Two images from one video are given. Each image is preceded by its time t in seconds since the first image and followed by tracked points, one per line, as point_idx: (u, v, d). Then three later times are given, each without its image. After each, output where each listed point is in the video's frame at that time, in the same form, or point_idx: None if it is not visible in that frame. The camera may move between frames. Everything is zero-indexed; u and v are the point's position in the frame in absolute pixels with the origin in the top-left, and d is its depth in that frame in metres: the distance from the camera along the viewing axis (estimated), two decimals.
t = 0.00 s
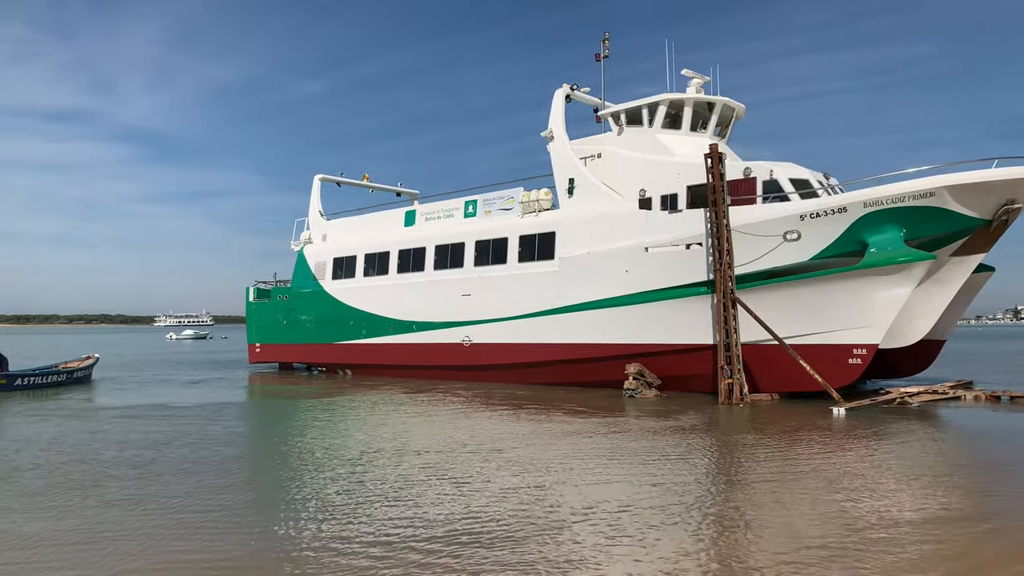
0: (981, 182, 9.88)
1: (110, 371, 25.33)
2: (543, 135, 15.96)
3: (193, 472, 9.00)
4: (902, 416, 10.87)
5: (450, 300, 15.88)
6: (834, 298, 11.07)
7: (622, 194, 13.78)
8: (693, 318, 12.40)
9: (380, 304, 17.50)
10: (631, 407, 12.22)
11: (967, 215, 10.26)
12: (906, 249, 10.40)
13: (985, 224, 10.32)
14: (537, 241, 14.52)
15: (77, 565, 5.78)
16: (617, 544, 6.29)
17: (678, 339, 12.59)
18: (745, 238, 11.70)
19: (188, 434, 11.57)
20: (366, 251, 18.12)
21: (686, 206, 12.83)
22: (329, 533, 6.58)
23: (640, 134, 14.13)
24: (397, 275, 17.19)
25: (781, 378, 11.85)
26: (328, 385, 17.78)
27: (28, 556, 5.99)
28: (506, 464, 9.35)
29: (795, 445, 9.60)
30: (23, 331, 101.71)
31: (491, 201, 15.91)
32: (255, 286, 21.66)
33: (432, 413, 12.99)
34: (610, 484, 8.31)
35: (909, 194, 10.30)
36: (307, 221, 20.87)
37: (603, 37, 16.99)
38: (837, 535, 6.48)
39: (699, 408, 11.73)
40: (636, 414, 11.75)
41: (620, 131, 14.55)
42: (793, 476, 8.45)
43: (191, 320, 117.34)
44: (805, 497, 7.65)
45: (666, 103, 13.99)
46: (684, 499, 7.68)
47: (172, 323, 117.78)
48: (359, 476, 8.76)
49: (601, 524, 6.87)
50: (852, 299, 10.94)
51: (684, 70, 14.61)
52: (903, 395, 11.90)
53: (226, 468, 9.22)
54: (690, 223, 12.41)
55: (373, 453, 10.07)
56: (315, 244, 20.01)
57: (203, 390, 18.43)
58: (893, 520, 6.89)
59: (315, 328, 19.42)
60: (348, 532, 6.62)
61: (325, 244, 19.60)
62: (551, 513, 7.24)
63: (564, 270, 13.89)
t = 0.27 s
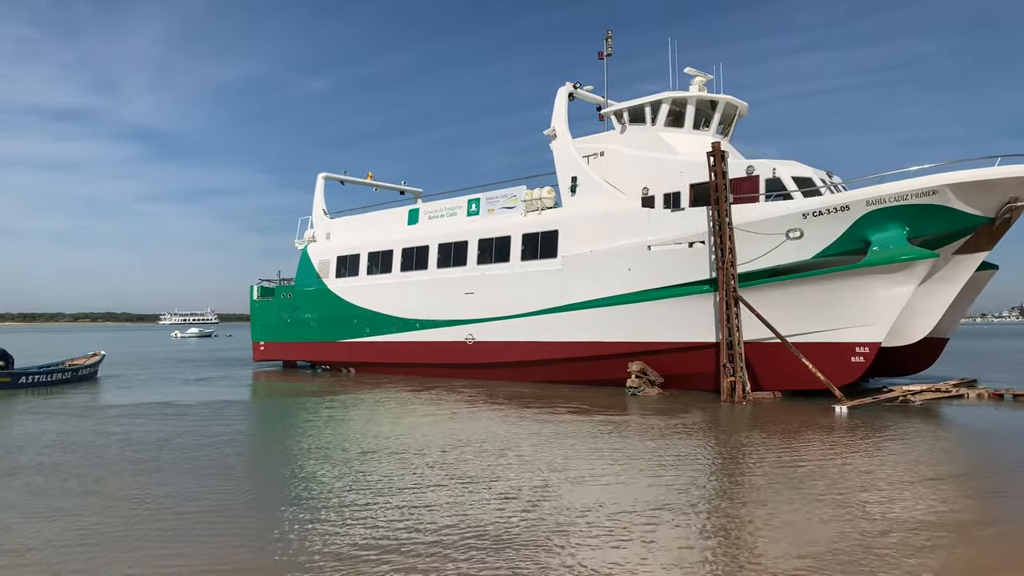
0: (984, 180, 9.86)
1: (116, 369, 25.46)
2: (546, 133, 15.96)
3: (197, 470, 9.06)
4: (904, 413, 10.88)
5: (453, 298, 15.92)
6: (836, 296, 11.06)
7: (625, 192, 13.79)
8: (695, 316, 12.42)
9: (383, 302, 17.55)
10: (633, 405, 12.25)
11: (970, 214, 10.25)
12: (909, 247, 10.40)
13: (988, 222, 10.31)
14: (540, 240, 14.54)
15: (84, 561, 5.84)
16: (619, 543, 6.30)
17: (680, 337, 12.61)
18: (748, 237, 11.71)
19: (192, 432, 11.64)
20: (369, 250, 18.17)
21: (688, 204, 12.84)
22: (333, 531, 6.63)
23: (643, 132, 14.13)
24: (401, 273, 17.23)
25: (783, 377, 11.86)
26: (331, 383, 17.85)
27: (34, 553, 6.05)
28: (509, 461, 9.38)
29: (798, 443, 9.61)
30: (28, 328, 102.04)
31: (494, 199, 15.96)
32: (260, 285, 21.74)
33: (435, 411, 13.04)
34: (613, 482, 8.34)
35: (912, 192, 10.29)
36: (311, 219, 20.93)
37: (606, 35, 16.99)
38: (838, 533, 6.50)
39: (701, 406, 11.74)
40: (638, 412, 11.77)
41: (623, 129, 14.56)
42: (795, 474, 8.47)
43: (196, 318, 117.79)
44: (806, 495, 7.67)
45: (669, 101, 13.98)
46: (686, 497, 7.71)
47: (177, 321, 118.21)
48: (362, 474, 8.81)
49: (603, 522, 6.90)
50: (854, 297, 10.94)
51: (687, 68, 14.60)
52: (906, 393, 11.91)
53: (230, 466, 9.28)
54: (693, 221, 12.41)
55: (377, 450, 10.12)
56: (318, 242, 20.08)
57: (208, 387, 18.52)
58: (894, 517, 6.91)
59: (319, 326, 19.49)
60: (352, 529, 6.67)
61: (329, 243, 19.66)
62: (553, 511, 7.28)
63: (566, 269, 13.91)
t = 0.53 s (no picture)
0: (985, 179, 9.85)
1: (119, 368, 25.53)
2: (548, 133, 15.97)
3: (200, 468, 9.10)
4: (905, 413, 10.88)
5: (454, 297, 15.95)
6: (837, 295, 11.06)
7: (626, 191, 13.80)
8: (696, 315, 12.43)
9: (385, 301, 17.58)
10: (634, 404, 12.26)
11: (971, 213, 10.24)
12: (910, 246, 10.39)
13: (989, 221, 10.29)
14: (541, 239, 14.55)
15: (87, 559, 5.88)
16: (621, 542, 6.30)
17: (682, 336, 12.62)
18: (749, 236, 11.71)
19: (195, 430, 11.67)
20: (371, 249, 18.20)
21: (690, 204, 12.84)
22: (336, 529, 6.66)
23: (644, 131, 14.14)
24: (403, 272, 17.26)
25: (784, 376, 11.86)
26: (333, 382, 17.89)
27: (37, 551, 6.09)
28: (511, 460, 9.41)
29: (799, 442, 9.62)
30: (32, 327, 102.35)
31: (496, 198, 15.99)
32: (262, 284, 21.79)
33: (436, 409, 13.07)
34: (614, 481, 8.37)
35: (913, 191, 10.29)
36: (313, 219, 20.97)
37: (608, 34, 16.99)
38: (838, 532, 6.52)
39: (702, 405, 11.76)
40: (639, 410, 11.79)
41: (624, 128, 14.56)
42: (795, 473, 8.48)
43: (199, 316, 118.03)
44: (807, 494, 7.68)
45: (670, 100, 13.98)
46: (687, 496, 7.73)
47: (180, 320, 118.46)
48: (365, 472, 8.84)
49: (604, 521, 6.92)
50: (855, 297, 10.94)
51: (689, 67, 14.60)
52: (907, 392, 11.91)
53: (232, 464, 9.32)
54: (694, 220, 12.42)
55: (379, 449, 10.15)
56: (321, 241, 20.12)
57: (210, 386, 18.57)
58: (894, 517, 6.92)
59: (321, 325, 19.53)
60: (355, 528, 6.70)
61: (331, 242, 19.70)
62: (554, 509, 7.30)
63: (568, 268, 13.92)
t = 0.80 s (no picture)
0: (985, 179, 9.86)
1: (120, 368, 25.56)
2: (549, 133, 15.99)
3: (201, 468, 9.13)
4: (905, 413, 10.88)
5: (455, 297, 15.97)
6: (837, 295, 11.07)
7: (627, 191, 13.81)
8: (697, 316, 12.44)
9: (386, 301, 17.61)
10: (634, 404, 12.28)
11: (972, 213, 10.24)
12: (911, 246, 10.39)
13: (990, 222, 10.29)
14: (542, 239, 14.57)
15: (88, 558, 5.91)
16: (622, 543, 6.30)
17: (682, 336, 12.63)
18: (749, 236, 11.72)
19: (196, 430, 11.72)
20: (372, 249, 18.23)
21: (690, 204, 12.86)
22: (337, 528, 6.69)
23: (645, 131, 14.15)
24: (404, 272, 17.28)
25: (785, 376, 11.87)
26: (334, 381, 17.93)
27: (39, 549, 6.11)
28: (511, 460, 9.43)
29: (799, 442, 9.63)
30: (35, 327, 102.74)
31: (497, 198, 16.02)
32: (264, 284, 21.84)
33: (437, 409, 13.10)
34: (613, 480, 8.41)
35: (913, 192, 10.29)
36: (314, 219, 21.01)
37: (609, 35, 17.00)
38: (837, 532, 6.53)
39: (703, 405, 11.77)
40: (639, 410, 11.81)
41: (625, 129, 14.57)
42: (794, 472, 8.50)
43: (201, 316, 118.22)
44: (811, 495, 7.67)
45: (671, 101, 13.99)
46: (687, 496, 7.74)
47: (182, 319, 118.72)
48: (366, 472, 8.88)
49: (604, 521, 6.94)
50: (855, 297, 10.94)
51: (690, 68, 14.61)
52: (907, 392, 11.91)
53: (233, 464, 9.34)
54: (695, 221, 12.43)
55: (380, 449, 10.18)
56: (322, 241, 20.14)
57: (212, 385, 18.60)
58: (894, 517, 6.93)
59: (322, 325, 19.57)
60: (356, 527, 6.72)
61: (332, 242, 19.73)
62: (555, 509, 7.32)
63: (569, 268, 13.94)
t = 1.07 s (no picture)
0: (984, 181, 9.88)
1: (120, 368, 25.58)
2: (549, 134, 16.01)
3: (200, 468, 9.15)
4: (904, 414, 10.90)
5: (455, 298, 16.00)
6: (836, 297, 11.08)
7: (626, 193, 13.84)
8: (696, 317, 12.46)
9: (386, 302, 17.63)
10: (633, 405, 12.30)
11: (971, 215, 10.26)
12: (910, 248, 10.41)
13: (989, 224, 10.31)
14: (542, 240, 14.59)
15: (89, 558, 5.92)
16: (623, 544, 6.32)
17: (682, 337, 12.66)
18: (748, 238, 11.74)
19: (196, 430, 11.74)
20: (373, 249, 18.26)
21: (690, 205, 12.88)
22: (338, 528, 6.71)
23: (645, 133, 14.17)
24: (404, 273, 17.30)
25: (784, 377, 11.88)
26: (334, 382, 17.97)
27: (39, 549, 6.13)
28: (510, 461, 9.45)
29: (798, 443, 9.65)
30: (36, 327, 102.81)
31: (497, 199, 16.04)
32: (264, 284, 21.87)
33: (437, 410, 13.12)
34: (613, 481, 8.43)
35: (912, 194, 10.31)
36: (315, 219, 21.03)
37: (609, 36, 17.03)
38: (835, 533, 6.54)
39: (702, 406, 11.79)
40: (638, 411, 11.83)
41: (625, 130, 14.60)
42: (793, 473, 8.53)
43: (201, 316, 118.26)
44: (811, 496, 7.69)
45: (670, 102, 14.02)
46: (686, 497, 7.75)
47: (183, 319, 118.80)
48: (366, 472, 8.90)
49: (603, 521, 6.97)
50: (854, 298, 10.96)
51: (690, 69, 14.64)
52: (906, 394, 11.93)
53: (233, 465, 9.36)
54: (694, 222, 12.45)
55: (380, 449, 10.21)
56: (323, 242, 20.17)
57: (212, 386, 18.62)
58: (892, 518, 6.95)
59: (323, 326, 19.59)
60: (357, 528, 6.74)
61: (333, 242, 19.75)
62: (555, 510, 7.35)
63: (568, 269, 13.96)
